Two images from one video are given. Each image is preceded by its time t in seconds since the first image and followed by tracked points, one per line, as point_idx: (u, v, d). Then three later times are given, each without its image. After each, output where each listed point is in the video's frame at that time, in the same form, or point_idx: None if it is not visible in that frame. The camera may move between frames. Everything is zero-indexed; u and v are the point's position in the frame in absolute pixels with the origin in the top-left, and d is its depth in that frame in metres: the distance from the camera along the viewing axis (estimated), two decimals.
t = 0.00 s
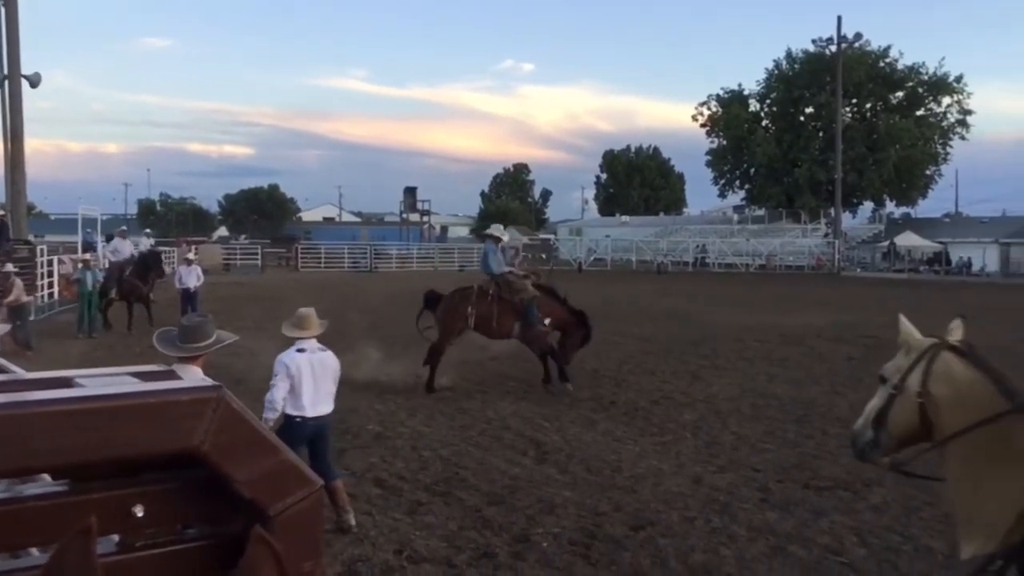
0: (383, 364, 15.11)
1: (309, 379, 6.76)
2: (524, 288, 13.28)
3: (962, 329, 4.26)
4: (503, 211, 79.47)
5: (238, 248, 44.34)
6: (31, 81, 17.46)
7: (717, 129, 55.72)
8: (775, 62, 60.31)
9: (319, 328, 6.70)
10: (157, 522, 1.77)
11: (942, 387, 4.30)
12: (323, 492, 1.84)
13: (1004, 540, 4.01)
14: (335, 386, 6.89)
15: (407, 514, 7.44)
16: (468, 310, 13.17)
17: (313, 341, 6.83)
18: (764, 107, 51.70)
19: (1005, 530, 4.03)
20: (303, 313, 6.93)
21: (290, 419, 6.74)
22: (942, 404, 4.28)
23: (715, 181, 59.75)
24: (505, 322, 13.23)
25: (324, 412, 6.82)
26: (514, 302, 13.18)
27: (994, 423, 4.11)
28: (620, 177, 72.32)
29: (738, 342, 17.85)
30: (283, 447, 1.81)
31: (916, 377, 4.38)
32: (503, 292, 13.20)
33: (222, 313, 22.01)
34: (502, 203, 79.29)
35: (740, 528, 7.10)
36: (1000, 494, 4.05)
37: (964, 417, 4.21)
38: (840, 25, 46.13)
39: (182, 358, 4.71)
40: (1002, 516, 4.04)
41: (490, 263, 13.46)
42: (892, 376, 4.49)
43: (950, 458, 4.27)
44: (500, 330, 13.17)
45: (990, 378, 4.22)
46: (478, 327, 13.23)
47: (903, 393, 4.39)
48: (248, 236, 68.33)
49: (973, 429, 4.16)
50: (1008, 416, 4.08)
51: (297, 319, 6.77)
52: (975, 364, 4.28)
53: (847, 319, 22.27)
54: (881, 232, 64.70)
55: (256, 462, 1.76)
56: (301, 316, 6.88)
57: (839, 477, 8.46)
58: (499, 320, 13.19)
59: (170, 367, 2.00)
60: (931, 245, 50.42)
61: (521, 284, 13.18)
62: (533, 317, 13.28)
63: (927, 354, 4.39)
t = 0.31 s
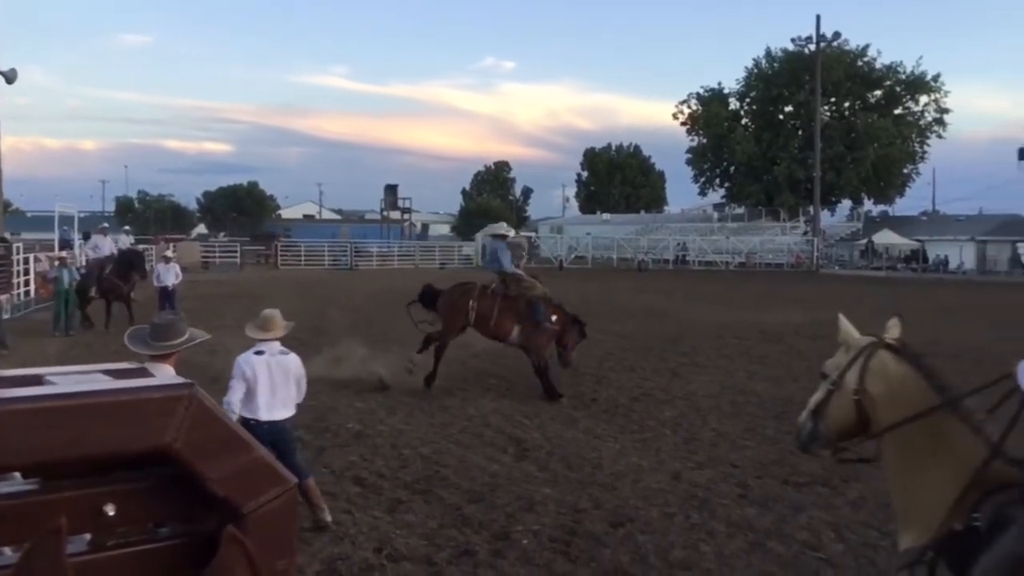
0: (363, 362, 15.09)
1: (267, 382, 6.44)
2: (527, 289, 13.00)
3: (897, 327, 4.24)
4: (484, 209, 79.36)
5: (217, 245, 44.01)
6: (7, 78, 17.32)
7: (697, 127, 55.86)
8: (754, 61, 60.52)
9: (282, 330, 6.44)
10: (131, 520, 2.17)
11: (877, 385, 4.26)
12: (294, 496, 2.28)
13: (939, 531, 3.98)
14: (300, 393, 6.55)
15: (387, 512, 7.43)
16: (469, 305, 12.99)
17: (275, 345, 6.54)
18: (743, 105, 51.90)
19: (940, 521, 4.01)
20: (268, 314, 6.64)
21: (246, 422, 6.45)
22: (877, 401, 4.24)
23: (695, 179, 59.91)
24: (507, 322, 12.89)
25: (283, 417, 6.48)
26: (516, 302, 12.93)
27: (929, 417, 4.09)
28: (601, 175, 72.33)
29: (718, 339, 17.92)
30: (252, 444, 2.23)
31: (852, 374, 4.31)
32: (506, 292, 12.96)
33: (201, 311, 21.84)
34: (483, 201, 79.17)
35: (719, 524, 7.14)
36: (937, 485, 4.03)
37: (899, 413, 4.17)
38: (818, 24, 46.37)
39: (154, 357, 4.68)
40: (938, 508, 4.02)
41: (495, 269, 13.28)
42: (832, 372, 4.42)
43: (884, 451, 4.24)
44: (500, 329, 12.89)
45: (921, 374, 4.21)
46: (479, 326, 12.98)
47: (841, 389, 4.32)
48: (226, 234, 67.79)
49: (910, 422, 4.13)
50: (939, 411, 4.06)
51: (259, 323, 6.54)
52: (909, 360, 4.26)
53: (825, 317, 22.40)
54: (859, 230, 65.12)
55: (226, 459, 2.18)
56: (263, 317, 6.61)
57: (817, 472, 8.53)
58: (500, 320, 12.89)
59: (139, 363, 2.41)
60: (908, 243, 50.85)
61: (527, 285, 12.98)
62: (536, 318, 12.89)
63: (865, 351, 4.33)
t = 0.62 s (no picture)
0: (344, 361, 15.02)
1: (226, 382, 6.38)
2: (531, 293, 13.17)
3: (850, 328, 4.29)
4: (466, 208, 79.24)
5: (196, 244, 43.68)
6: None
7: (677, 126, 56.00)
8: (734, 60, 60.75)
9: (246, 331, 6.38)
10: (104, 520, 2.41)
11: (830, 384, 4.28)
12: (266, 496, 2.57)
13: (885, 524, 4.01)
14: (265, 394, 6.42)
15: (367, 511, 7.41)
16: (468, 303, 12.93)
17: (239, 343, 6.43)
18: (723, 105, 52.09)
19: (888, 514, 4.05)
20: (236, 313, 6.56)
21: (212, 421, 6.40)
22: (829, 400, 4.27)
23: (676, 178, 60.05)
24: (504, 323, 12.87)
25: (248, 417, 6.40)
26: (517, 302, 12.97)
27: (879, 414, 4.14)
28: (582, 174, 72.37)
29: (699, 338, 17.96)
30: (224, 446, 2.51)
31: (806, 373, 4.33)
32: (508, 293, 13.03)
33: (180, 310, 21.62)
34: (464, 199, 78.91)
35: (699, 521, 7.17)
36: (885, 481, 4.08)
37: (851, 410, 4.22)
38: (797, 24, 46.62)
39: (126, 356, 4.65)
40: (887, 501, 4.07)
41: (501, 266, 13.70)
42: (788, 371, 4.45)
43: (835, 448, 4.27)
44: (499, 328, 12.84)
45: (873, 374, 4.25)
46: (473, 325, 12.92)
47: (795, 387, 4.35)
48: (205, 232, 67.30)
49: (862, 419, 4.16)
50: (889, 407, 4.12)
51: (227, 321, 6.49)
52: (859, 360, 4.31)
53: (805, 315, 22.51)
54: (838, 229, 65.52)
55: (195, 460, 2.43)
56: (231, 316, 6.53)
57: (795, 469, 8.59)
58: (499, 319, 12.85)
59: (105, 366, 2.64)
60: (887, 242, 51.21)
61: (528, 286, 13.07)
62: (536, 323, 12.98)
63: (820, 352, 4.36)
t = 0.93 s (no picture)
0: (324, 360, 14.97)
1: (191, 380, 6.33)
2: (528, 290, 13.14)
3: (813, 324, 4.30)
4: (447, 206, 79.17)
5: (174, 242, 43.40)
6: None
7: (657, 125, 56.18)
8: (714, 59, 61.02)
9: (211, 329, 6.33)
10: (75, 521, 2.41)
11: (791, 379, 4.33)
12: (240, 496, 2.54)
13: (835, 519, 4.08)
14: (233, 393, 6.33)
15: (347, 511, 7.37)
16: (467, 304, 12.73)
17: (205, 341, 6.38)
18: (703, 104, 52.28)
19: (839, 508, 4.12)
20: (205, 311, 6.52)
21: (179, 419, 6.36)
22: (789, 395, 4.32)
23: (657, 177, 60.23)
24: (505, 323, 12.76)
25: (213, 415, 6.34)
26: (516, 297, 12.95)
27: (833, 408, 4.18)
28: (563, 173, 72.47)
29: (679, 336, 18.03)
30: (196, 445, 2.48)
31: (770, 369, 4.40)
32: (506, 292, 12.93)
33: (156, 309, 21.39)
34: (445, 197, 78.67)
35: (678, 519, 7.20)
36: (838, 476, 4.14)
37: (809, 404, 4.25)
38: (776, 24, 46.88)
39: (96, 357, 4.62)
40: (838, 498, 4.13)
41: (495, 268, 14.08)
42: (756, 368, 4.53)
43: (793, 443, 4.32)
44: (502, 325, 12.76)
45: (833, 371, 4.27)
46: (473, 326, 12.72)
47: (760, 383, 4.41)
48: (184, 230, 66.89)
49: (817, 414, 4.20)
50: (842, 402, 4.17)
51: (195, 319, 6.46)
52: (822, 356, 4.33)
53: (785, 314, 22.64)
54: (817, 228, 65.92)
55: (169, 460, 2.42)
56: (200, 313, 6.49)
57: (774, 467, 8.64)
58: (501, 316, 12.76)
59: (82, 366, 2.63)
60: (865, 240, 51.60)
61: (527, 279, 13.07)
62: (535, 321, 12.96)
63: (783, 349, 4.42)
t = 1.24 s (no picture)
0: (303, 360, 14.94)
1: (156, 379, 6.27)
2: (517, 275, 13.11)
3: (778, 316, 4.48)
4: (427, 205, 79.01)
5: (151, 241, 43.06)
6: None
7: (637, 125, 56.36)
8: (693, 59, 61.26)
9: (178, 325, 6.28)
10: (42, 522, 2.38)
11: (753, 367, 4.51)
12: (212, 496, 2.54)
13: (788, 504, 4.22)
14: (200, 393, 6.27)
15: (325, 511, 7.34)
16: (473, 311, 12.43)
17: (172, 339, 6.32)
18: (682, 104, 52.46)
19: (791, 495, 4.26)
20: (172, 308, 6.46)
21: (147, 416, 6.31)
22: (751, 382, 4.49)
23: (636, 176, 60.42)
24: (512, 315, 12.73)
25: (180, 413, 6.29)
26: (514, 288, 12.92)
27: (792, 395, 4.34)
28: (543, 172, 72.52)
29: (659, 335, 18.09)
30: (167, 444, 2.48)
31: (735, 360, 4.59)
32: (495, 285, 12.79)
33: (133, 309, 21.18)
34: (425, 196, 78.52)
35: (657, 517, 7.22)
36: (793, 461, 4.31)
37: (769, 389, 4.41)
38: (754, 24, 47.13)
39: (65, 357, 4.57)
40: (792, 483, 4.28)
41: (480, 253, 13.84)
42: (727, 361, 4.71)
43: (753, 430, 4.49)
44: (507, 321, 12.71)
45: (793, 360, 4.44)
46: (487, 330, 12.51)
47: (727, 374, 4.62)
48: (162, 229, 66.40)
49: (775, 402, 4.37)
50: (801, 390, 4.33)
51: (163, 316, 6.41)
52: (785, 347, 4.48)
53: (763, 312, 22.77)
54: (795, 227, 66.38)
55: (140, 459, 2.42)
56: (167, 311, 6.44)
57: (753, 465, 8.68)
58: (506, 313, 12.71)
59: (53, 365, 2.61)
60: (842, 240, 51.98)
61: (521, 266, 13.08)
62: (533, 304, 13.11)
63: (747, 341, 4.61)
